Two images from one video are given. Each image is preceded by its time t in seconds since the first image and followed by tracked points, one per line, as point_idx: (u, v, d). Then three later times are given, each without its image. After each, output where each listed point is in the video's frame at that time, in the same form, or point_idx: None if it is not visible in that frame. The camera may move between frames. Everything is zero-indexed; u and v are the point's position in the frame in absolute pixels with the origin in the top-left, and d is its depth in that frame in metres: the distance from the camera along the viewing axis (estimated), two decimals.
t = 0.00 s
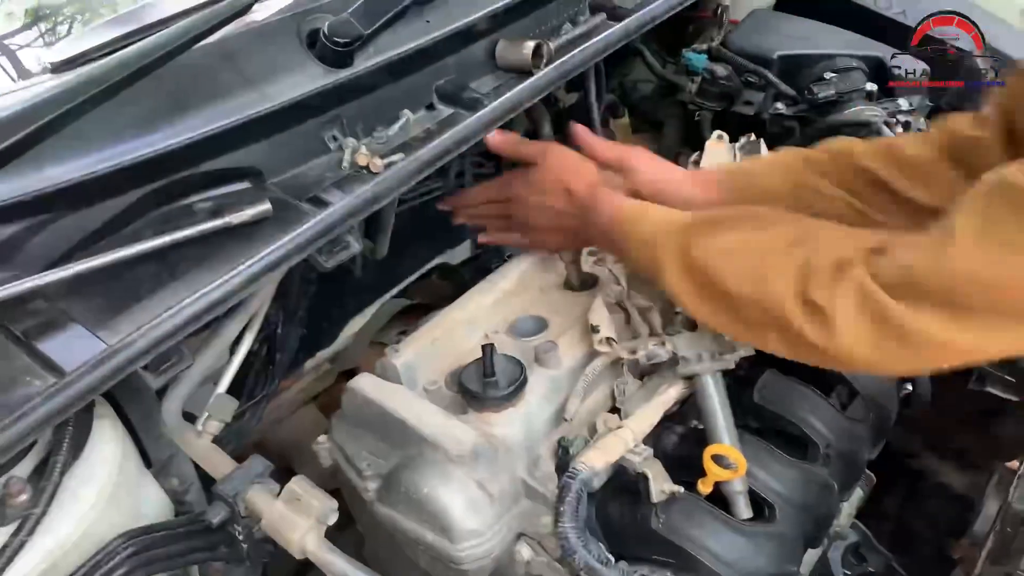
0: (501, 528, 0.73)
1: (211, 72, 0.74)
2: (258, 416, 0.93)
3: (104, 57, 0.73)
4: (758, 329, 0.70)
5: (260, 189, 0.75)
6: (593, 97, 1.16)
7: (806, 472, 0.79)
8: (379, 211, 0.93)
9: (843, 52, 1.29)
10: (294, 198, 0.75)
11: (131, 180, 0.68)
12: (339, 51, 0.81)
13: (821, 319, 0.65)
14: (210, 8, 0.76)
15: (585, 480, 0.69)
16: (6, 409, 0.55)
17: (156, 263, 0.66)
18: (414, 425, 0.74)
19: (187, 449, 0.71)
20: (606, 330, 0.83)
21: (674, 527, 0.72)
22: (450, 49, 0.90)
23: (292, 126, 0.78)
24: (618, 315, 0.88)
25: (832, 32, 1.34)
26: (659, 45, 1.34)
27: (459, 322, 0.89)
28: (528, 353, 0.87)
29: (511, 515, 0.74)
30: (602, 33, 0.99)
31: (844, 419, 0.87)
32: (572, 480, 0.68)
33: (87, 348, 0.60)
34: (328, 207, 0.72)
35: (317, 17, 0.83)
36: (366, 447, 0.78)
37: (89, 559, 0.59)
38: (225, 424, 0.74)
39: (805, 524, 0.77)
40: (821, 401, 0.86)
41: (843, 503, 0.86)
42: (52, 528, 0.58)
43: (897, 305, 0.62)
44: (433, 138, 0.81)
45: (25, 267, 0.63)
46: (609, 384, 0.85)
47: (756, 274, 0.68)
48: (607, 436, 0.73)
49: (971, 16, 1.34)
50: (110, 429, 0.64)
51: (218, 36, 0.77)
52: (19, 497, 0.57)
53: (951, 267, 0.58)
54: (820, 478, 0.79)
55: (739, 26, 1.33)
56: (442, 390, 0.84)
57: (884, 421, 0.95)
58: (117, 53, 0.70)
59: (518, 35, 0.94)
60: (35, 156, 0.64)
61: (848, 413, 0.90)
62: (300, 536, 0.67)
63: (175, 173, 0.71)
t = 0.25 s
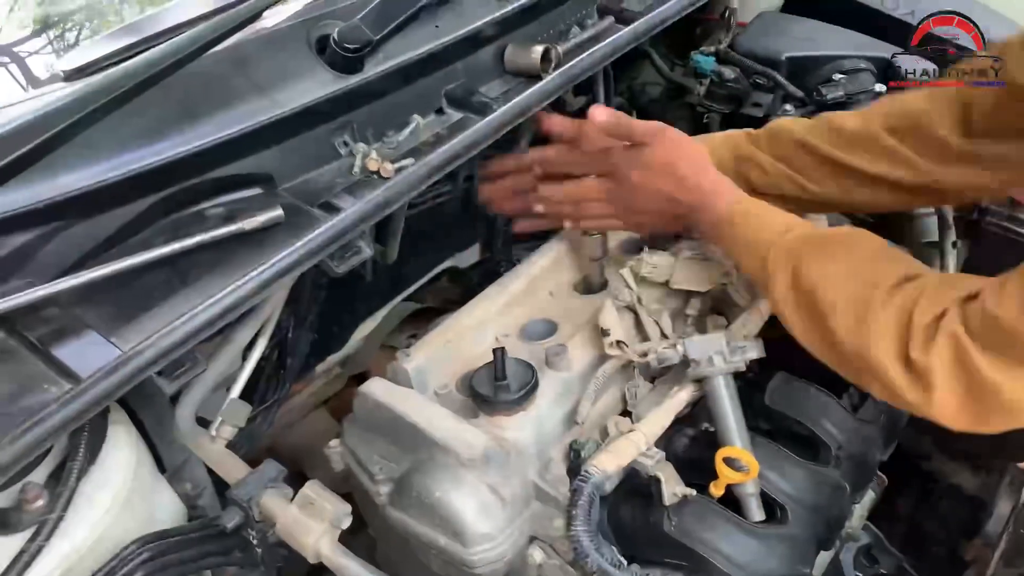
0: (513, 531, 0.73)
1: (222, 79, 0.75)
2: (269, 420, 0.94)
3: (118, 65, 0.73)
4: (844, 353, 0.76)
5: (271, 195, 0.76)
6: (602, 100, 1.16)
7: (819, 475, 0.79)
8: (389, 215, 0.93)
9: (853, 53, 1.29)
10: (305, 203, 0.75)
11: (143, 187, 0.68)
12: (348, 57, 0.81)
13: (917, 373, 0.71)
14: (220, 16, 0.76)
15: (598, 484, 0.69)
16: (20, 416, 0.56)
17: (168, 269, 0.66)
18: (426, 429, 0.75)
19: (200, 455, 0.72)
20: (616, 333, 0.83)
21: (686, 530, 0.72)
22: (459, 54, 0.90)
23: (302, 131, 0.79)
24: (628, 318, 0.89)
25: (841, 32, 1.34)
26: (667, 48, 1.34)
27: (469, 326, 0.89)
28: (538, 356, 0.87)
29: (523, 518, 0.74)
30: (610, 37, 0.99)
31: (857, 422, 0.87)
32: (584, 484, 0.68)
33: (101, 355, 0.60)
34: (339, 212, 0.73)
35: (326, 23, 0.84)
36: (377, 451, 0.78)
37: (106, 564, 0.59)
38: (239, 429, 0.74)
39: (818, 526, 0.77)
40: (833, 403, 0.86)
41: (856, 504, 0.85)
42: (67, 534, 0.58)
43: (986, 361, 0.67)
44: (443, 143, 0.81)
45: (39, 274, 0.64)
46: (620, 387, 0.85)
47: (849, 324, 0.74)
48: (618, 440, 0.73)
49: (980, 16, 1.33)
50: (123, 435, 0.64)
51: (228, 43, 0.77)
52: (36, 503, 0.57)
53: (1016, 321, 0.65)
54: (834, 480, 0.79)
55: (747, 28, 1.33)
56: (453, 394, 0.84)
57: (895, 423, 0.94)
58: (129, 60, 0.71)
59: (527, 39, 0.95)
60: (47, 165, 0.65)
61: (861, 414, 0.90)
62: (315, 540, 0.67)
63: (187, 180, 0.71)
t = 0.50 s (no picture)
0: (520, 533, 0.73)
1: (228, 83, 0.75)
2: (275, 424, 0.94)
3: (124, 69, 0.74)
4: (774, 321, 0.70)
5: (277, 199, 0.76)
6: (605, 101, 1.16)
7: (826, 475, 0.79)
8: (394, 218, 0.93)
9: (856, 53, 1.29)
10: (310, 206, 0.76)
11: (150, 192, 0.69)
12: (353, 61, 0.81)
13: (840, 304, 0.65)
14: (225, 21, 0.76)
15: (604, 485, 0.69)
16: (29, 420, 0.56)
17: (175, 273, 0.67)
18: (433, 430, 0.75)
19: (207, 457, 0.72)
20: (621, 334, 0.83)
21: (694, 530, 0.72)
22: (463, 56, 0.90)
23: (308, 135, 0.79)
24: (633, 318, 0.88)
25: (844, 33, 1.34)
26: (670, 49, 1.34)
27: (475, 328, 0.89)
28: (544, 358, 0.86)
29: (530, 520, 0.74)
30: (614, 39, 0.99)
31: (862, 421, 0.87)
32: (591, 485, 0.68)
33: (109, 358, 0.60)
34: (345, 215, 0.73)
35: (330, 27, 0.84)
36: (383, 454, 0.79)
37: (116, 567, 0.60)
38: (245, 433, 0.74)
39: (825, 526, 0.77)
40: (839, 403, 0.86)
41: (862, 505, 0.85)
42: (75, 538, 0.58)
43: (921, 284, 0.62)
44: (448, 146, 0.82)
45: (47, 279, 0.64)
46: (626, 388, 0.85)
47: (768, 245, 0.69)
48: (625, 440, 0.73)
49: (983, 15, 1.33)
50: (132, 439, 0.64)
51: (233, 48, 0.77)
52: (47, 505, 0.57)
53: (986, 238, 0.60)
54: (840, 480, 0.79)
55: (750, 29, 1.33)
56: (460, 396, 0.84)
57: (902, 423, 0.94)
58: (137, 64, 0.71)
59: (531, 41, 0.95)
60: (53, 170, 0.65)
61: (866, 415, 0.90)
62: (321, 542, 0.68)
63: (193, 183, 0.71)
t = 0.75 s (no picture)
0: (520, 536, 0.73)
1: (228, 88, 0.75)
2: (276, 427, 0.94)
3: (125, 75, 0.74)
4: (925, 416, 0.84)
5: (277, 203, 0.76)
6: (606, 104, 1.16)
7: (826, 478, 0.79)
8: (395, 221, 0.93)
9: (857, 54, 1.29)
10: (310, 211, 0.76)
11: (150, 197, 0.69)
12: (353, 65, 0.81)
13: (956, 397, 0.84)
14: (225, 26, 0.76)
15: (604, 488, 0.69)
16: (29, 426, 0.56)
17: (175, 279, 0.67)
18: (434, 434, 0.75)
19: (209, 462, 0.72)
20: (622, 338, 0.83)
21: (695, 533, 0.72)
22: (463, 60, 0.91)
23: (308, 140, 0.79)
24: (634, 321, 0.88)
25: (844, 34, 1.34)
26: (671, 50, 1.34)
27: (476, 331, 0.90)
28: (545, 361, 0.87)
29: (531, 524, 0.74)
30: (614, 42, 0.99)
31: (863, 423, 0.86)
32: (591, 488, 0.68)
33: (110, 364, 0.61)
34: (344, 220, 0.73)
35: (331, 32, 0.85)
36: (384, 457, 0.78)
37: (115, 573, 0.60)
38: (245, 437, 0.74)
39: (826, 530, 0.77)
40: (840, 405, 0.85)
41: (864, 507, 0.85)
42: (75, 544, 0.58)
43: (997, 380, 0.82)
44: (449, 149, 0.82)
45: (48, 284, 0.64)
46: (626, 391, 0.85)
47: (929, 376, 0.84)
48: (625, 444, 0.72)
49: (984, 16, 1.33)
50: (132, 445, 0.64)
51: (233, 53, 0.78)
52: (45, 512, 0.58)
53: None
54: (840, 483, 0.79)
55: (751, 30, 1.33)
56: (460, 400, 0.84)
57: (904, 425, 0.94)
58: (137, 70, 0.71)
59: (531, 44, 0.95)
60: (54, 176, 0.65)
61: (867, 417, 0.89)
62: (322, 546, 0.67)
63: (194, 188, 0.72)
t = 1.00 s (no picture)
0: (516, 543, 0.73)
1: (224, 90, 0.75)
2: (273, 432, 0.94)
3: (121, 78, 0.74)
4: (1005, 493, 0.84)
5: (271, 207, 0.75)
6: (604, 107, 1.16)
7: (824, 484, 0.78)
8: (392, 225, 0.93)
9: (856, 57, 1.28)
10: (305, 215, 0.75)
11: (144, 201, 0.68)
12: (348, 67, 0.81)
13: None
14: (221, 29, 0.76)
15: (601, 496, 0.68)
16: (19, 433, 0.56)
17: (168, 283, 0.66)
18: (430, 439, 0.74)
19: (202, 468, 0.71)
20: (619, 342, 0.83)
21: (691, 540, 0.71)
22: (460, 63, 0.90)
23: (304, 143, 0.79)
24: (631, 326, 0.88)
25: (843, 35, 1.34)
26: (670, 52, 1.33)
27: (472, 336, 0.89)
28: (542, 366, 0.86)
29: (527, 530, 0.74)
30: (612, 44, 0.99)
31: (862, 427, 0.85)
32: (587, 494, 0.68)
33: (101, 370, 0.60)
34: (339, 224, 0.73)
35: (326, 34, 0.84)
36: (380, 463, 0.78)
37: None
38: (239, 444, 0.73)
39: (823, 535, 0.76)
40: (838, 410, 0.84)
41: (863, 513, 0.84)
42: (65, 551, 0.58)
43: None
44: (445, 152, 0.81)
45: (42, 288, 0.64)
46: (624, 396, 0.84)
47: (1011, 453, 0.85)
48: (622, 450, 0.72)
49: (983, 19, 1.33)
50: (125, 451, 0.64)
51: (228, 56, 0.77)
52: (36, 519, 0.58)
53: None
54: (838, 489, 0.78)
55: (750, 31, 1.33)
56: (456, 405, 0.83)
57: (903, 430, 0.93)
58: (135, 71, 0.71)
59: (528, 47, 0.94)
60: (48, 180, 0.65)
61: (866, 423, 0.89)
62: (314, 555, 0.66)
63: (188, 192, 0.71)
